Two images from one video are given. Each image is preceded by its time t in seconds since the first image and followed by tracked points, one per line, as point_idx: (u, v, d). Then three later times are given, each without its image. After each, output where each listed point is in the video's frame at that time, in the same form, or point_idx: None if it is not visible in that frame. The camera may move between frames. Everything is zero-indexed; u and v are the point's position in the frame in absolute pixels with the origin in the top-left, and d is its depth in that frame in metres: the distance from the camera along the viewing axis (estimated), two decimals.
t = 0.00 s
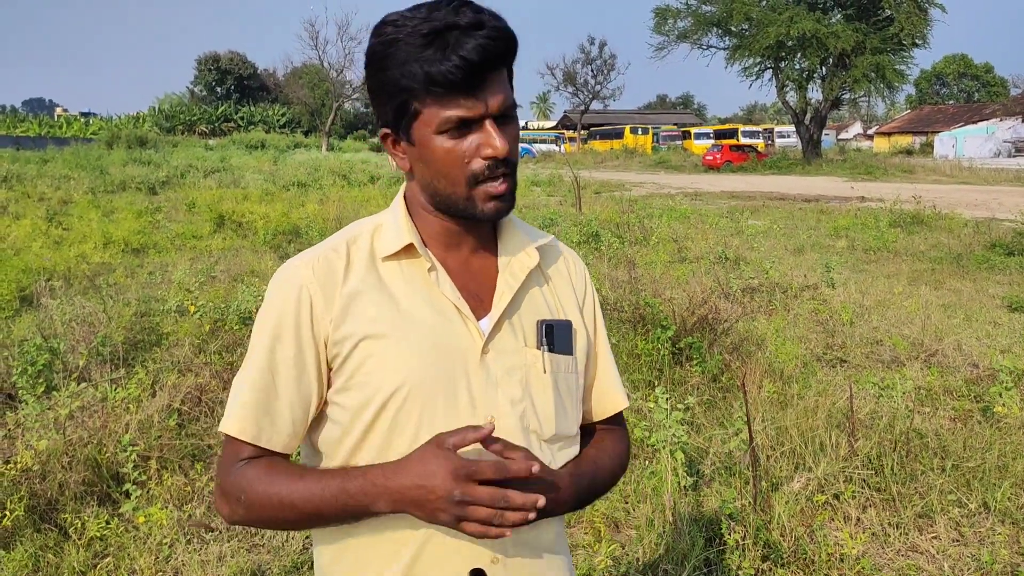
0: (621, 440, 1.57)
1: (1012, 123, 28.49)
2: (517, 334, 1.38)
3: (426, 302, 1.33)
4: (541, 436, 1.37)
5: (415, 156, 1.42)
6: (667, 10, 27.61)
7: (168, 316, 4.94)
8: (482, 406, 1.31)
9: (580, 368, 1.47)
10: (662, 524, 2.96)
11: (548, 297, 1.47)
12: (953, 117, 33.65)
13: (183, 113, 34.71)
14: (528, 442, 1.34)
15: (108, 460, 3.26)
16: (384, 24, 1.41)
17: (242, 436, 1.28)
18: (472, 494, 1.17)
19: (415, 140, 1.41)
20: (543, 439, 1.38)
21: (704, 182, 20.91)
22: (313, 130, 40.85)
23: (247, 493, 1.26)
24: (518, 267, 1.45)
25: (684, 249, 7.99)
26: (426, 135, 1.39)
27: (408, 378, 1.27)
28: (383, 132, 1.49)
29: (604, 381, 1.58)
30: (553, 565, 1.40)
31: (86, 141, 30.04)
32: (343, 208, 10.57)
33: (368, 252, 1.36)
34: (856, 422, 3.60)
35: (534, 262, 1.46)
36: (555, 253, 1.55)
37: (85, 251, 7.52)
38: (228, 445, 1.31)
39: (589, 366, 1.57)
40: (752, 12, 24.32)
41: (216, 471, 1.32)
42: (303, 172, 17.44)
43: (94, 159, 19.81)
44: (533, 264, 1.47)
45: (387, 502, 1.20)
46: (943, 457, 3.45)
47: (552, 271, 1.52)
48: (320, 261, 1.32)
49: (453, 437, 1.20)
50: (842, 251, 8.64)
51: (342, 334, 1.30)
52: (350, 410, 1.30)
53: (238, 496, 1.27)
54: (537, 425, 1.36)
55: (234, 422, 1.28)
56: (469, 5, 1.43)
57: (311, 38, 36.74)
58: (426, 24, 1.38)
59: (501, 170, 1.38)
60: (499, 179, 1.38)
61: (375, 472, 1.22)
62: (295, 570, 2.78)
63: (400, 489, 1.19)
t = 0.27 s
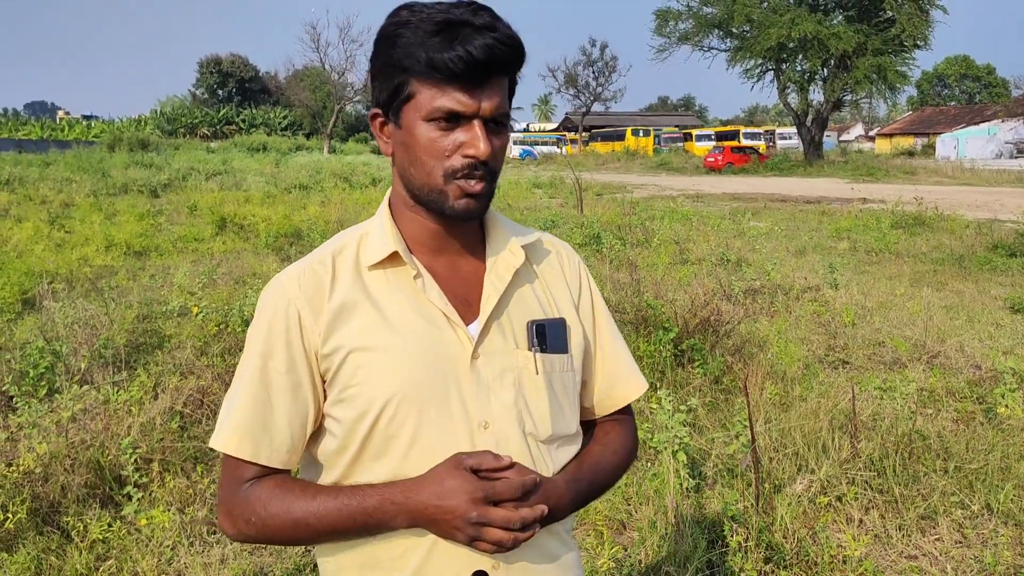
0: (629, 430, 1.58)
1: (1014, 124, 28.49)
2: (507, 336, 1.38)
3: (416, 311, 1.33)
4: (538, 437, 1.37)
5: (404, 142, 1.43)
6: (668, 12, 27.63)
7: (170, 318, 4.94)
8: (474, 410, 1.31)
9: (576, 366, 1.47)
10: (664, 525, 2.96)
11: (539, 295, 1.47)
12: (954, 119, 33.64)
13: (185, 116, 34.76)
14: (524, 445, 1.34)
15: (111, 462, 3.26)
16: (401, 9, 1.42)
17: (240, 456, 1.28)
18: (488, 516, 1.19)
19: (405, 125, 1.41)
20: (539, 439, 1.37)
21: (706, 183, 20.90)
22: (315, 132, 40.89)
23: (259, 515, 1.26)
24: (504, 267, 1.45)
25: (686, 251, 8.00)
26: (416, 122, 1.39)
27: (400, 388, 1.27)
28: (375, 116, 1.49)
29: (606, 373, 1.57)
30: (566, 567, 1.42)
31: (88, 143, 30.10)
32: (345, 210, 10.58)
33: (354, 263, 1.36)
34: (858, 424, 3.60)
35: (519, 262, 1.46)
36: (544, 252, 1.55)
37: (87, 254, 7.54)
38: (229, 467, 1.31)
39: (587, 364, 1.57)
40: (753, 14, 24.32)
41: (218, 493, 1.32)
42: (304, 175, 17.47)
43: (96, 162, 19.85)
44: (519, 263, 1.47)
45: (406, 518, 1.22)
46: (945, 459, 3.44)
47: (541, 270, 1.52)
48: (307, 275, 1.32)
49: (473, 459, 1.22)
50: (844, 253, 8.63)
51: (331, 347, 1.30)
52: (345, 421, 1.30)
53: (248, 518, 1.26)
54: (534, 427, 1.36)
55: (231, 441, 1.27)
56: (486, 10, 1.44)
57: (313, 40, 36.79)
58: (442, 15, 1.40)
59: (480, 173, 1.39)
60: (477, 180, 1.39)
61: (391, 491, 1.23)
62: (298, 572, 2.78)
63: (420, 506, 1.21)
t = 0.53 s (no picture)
0: (624, 433, 1.58)
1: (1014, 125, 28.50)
2: (506, 339, 1.39)
3: (415, 314, 1.33)
4: (538, 440, 1.37)
5: (399, 150, 1.43)
6: (668, 14, 27.65)
7: (171, 322, 4.94)
8: (475, 414, 1.32)
9: (574, 369, 1.47)
10: (665, 528, 2.96)
11: (536, 297, 1.48)
12: (954, 120, 33.64)
13: (186, 119, 34.80)
14: (526, 448, 1.35)
15: (111, 466, 3.26)
16: (385, 17, 1.42)
17: (241, 464, 1.28)
18: (492, 520, 1.20)
19: (400, 134, 1.42)
20: (540, 442, 1.38)
21: (706, 185, 20.90)
22: (315, 135, 40.93)
23: (262, 522, 1.26)
24: (502, 270, 1.45)
25: (687, 253, 8.00)
26: (411, 129, 1.40)
27: (400, 393, 1.27)
28: (367, 127, 1.49)
29: (600, 374, 1.58)
30: (567, 569, 1.43)
31: (88, 147, 30.13)
32: (345, 213, 10.59)
33: (352, 268, 1.37)
34: (859, 426, 3.60)
35: (517, 265, 1.46)
36: (540, 254, 1.55)
37: (88, 258, 7.54)
38: (228, 476, 1.31)
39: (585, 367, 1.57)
40: (752, 16, 24.34)
41: (219, 502, 1.32)
42: (305, 178, 17.47)
43: (96, 166, 19.85)
44: (518, 266, 1.47)
45: (411, 525, 1.22)
46: (946, 460, 3.44)
47: (539, 272, 1.52)
48: (305, 282, 1.32)
49: (475, 465, 1.22)
50: (844, 255, 8.64)
51: (330, 353, 1.30)
52: (345, 427, 1.30)
53: (251, 526, 1.26)
54: (534, 429, 1.36)
55: (232, 448, 1.28)
56: (468, 11, 1.44)
57: (313, 43, 36.82)
58: (426, 19, 1.40)
59: (480, 173, 1.40)
60: (477, 182, 1.40)
61: (394, 497, 1.24)
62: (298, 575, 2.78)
63: (424, 512, 1.21)
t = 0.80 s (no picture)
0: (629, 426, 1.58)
1: (1013, 127, 28.53)
2: (506, 338, 1.38)
3: (414, 311, 1.33)
4: (536, 439, 1.37)
5: (397, 149, 1.43)
6: (667, 16, 27.68)
7: (170, 325, 4.94)
8: (474, 413, 1.31)
9: (572, 367, 1.47)
10: (665, 530, 2.96)
11: (536, 296, 1.47)
12: (953, 122, 33.67)
13: (185, 122, 34.80)
14: (525, 447, 1.35)
15: (110, 469, 3.26)
16: (380, 19, 1.42)
17: (238, 461, 1.28)
18: (477, 523, 1.18)
19: (398, 133, 1.42)
20: (538, 441, 1.38)
21: (705, 188, 20.91)
22: (314, 138, 40.94)
23: (251, 519, 1.26)
24: (501, 268, 1.45)
25: (686, 255, 8.00)
26: (410, 127, 1.40)
27: (400, 389, 1.27)
28: (365, 126, 1.49)
29: (601, 373, 1.57)
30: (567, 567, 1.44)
31: (87, 150, 30.12)
32: (344, 215, 10.59)
33: (352, 265, 1.37)
34: (859, 427, 3.59)
35: (516, 263, 1.46)
36: (538, 253, 1.55)
37: (87, 261, 7.54)
38: (223, 472, 1.31)
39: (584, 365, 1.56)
40: (751, 18, 24.35)
41: (213, 497, 1.32)
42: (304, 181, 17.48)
43: (96, 169, 19.86)
44: (517, 265, 1.47)
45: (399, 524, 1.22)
46: (946, 462, 3.44)
47: (538, 271, 1.52)
48: (305, 277, 1.32)
49: (469, 467, 1.21)
50: (843, 257, 8.64)
51: (330, 350, 1.30)
52: (344, 425, 1.30)
53: (242, 522, 1.26)
54: (532, 428, 1.36)
55: (231, 447, 1.27)
56: (463, 9, 1.45)
57: (312, 46, 36.85)
58: (422, 19, 1.40)
59: (481, 170, 1.40)
60: (477, 180, 1.40)
61: (386, 496, 1.23)
62: None
63: (414, 513, 1.21)
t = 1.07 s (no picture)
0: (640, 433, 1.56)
1: (1011, 128, 28.58)
2: (502, 340, 1.39)
3: (410, 314, 1.34)
4: (535, 440, 1.37)
5: (389, 157, 1.43)
6: (665, 18, 27.72)
7: (168, 327, 4.93)
8: (472, 415, 1.32)
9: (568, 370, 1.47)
10: (662, 532, 2.96)
11: (532, 300, 1.48)
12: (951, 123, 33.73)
13: (184, 124, 34.80)
14: (523, 448, 1.35)
15: (108, 472, 3.26)
16: (368, 28, 1.43)
17: (239, 467, 1.29)
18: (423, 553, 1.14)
19: (389, 142, 1.42)
20: (537, 442, 1.38)
21: (704, 189, 20.94)
22: (313, 140, 40.95)
23: (247, 526, 1.26)
24: (496, 271, 1.46)
25: (684, 257, 8.01)
26: (399, 136, 1.41)
27: (399, 392, 1.28)
28: (358, 135, 1.50)
29: (597, 371, 1.56)
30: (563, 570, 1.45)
31: (86, 152, 30.12)
32: (343, 218, 10.60)
33: (349, 269, 1.37)
34: (857, 429, 3.60)
35: (513, 266, 1.47)
36: (535, 255, 1.56)
37: (85, 263, 7.54)
38: (225, 478, 1.31)
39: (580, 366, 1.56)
40: (749, 20, 24.38)
41: (215, 504, 1.32)
42: (303, 183, 17.49)
43: (94, 171, 19.85)
44: (512, 268, 1.48)
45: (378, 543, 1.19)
46: (944, 463, 3.45)
47: (533, 274, 1.52)
48: (302, 282, 1.33)
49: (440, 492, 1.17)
50: (841, 258, 8.65)
51: (327, 353, 1.30)
52: (342, 428, 1.30)
53: (240, 529, 1.27)
54: (530, 429, 1.36)
55: (232, 453, 1.28)
56: (450, 17, 1.45)
57: (310, 48, 36.86)
58: (409, 28, 1.41)
59: (470, 178, 1.39)
60: (469, 185, 1.40)
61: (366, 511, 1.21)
62: None
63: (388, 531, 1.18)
